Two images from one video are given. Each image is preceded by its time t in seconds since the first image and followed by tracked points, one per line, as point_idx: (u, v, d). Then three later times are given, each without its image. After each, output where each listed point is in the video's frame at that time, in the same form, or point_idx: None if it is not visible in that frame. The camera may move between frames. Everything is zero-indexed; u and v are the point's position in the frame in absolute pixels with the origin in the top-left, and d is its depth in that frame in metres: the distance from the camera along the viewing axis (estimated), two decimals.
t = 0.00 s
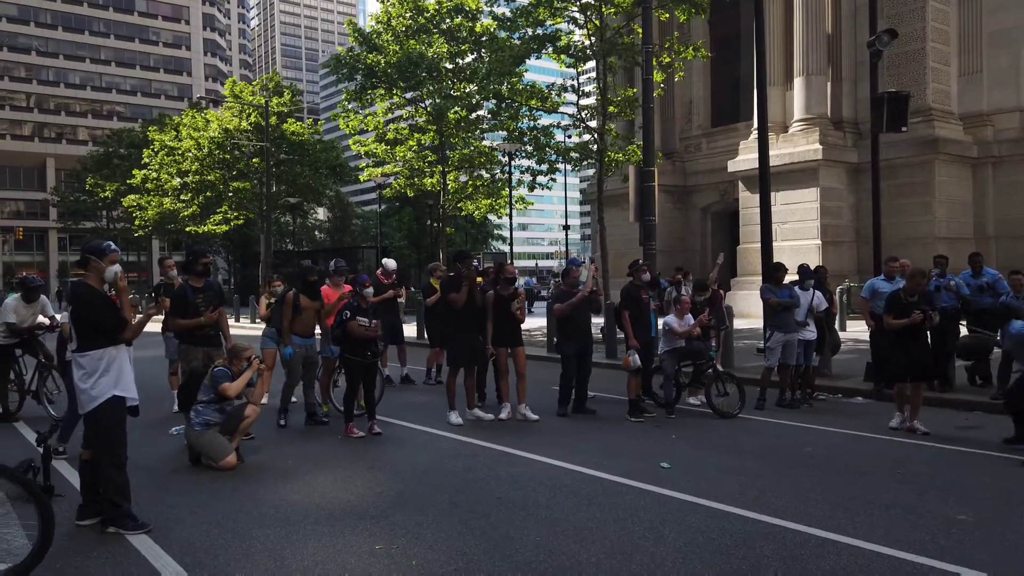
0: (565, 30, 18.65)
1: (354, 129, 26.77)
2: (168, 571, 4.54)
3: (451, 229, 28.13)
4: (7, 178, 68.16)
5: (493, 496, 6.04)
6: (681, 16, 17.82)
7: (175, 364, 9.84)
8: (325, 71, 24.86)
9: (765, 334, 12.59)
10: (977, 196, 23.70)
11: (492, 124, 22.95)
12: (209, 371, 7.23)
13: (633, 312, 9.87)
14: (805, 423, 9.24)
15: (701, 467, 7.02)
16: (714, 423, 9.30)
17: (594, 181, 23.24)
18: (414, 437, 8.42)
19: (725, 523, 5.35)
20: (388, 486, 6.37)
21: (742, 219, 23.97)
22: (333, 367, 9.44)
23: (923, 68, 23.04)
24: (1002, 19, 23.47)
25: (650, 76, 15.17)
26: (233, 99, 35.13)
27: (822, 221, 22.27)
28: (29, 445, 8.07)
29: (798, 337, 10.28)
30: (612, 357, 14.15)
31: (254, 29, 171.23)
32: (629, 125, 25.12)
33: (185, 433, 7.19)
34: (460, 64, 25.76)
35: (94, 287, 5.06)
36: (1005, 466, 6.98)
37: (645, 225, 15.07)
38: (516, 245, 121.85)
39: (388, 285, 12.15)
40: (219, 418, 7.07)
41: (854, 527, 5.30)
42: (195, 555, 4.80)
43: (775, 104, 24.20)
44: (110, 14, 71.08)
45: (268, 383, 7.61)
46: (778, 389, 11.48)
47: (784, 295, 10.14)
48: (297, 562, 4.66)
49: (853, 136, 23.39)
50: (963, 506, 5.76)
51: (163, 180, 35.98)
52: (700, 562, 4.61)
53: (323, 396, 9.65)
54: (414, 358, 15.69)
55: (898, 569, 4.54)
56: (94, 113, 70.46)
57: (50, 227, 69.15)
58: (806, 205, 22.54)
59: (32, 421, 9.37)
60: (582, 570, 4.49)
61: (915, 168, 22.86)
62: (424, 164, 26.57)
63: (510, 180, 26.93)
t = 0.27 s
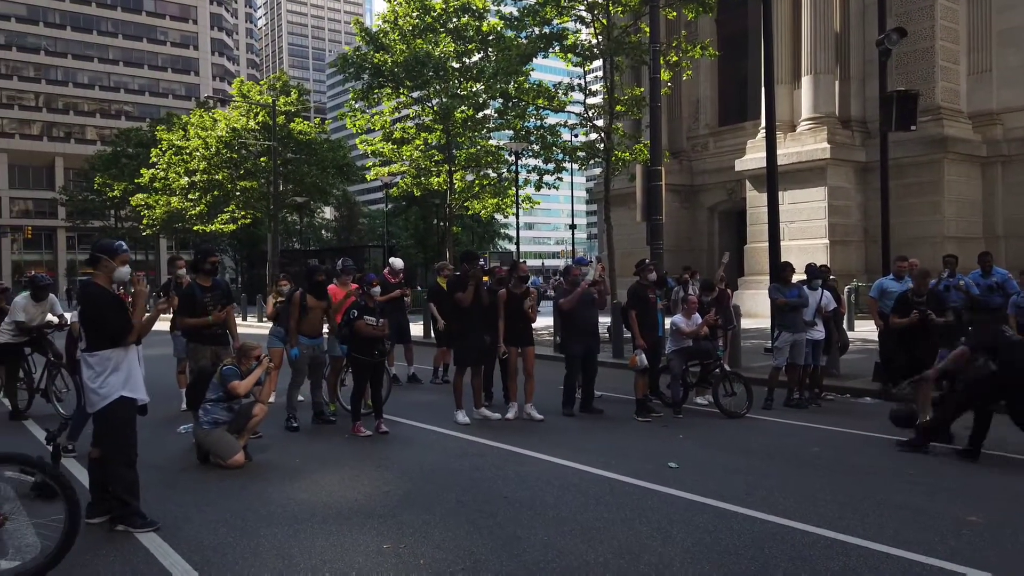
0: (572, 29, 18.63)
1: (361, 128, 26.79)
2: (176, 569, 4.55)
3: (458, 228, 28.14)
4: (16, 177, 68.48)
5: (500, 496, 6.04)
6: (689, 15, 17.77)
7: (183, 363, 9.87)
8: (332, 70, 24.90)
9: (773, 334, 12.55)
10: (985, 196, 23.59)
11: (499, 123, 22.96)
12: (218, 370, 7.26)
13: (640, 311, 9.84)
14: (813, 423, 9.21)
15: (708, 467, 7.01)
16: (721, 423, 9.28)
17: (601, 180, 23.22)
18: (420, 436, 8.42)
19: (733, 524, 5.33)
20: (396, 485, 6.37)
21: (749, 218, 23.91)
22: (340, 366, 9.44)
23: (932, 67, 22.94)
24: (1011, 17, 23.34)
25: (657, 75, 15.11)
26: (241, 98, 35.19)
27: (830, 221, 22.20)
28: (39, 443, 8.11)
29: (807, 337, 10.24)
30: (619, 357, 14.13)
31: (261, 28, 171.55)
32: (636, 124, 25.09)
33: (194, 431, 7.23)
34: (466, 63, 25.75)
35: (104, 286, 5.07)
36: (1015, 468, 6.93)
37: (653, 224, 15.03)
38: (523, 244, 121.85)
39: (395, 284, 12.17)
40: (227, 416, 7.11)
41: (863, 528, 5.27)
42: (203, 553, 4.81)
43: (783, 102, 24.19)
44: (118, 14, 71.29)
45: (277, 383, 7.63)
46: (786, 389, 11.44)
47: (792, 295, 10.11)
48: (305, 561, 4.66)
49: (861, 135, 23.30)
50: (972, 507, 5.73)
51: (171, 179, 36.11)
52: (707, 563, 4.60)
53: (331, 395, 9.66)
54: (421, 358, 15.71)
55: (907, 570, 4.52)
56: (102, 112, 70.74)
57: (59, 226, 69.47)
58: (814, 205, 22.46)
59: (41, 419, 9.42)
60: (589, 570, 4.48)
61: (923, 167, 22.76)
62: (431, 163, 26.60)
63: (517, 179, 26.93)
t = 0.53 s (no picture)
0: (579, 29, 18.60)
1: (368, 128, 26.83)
2: (184, 568, 4.57)
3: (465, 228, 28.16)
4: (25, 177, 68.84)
5: (507, 496, 6.05)
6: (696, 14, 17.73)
7: (191, 363, 9.89)
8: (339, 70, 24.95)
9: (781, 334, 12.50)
10: (994, 195, 23.48)
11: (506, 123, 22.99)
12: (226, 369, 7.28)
13: (646, 312, 9.83)
14: (821, 424, 9.17)
15: (716, 468, 7.00)
16: (729, 424, 9.25)
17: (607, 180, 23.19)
18: (427, 435, 8.44)
19: (740, 524, 5.31)
20: (403, 484, 6.37)
21: (757, 218, 23.85)
22: (347, 366, 9.45)
23: (940, 65, 22.83)
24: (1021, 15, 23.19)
25: (665, 74, 15.06)
26: (248, 98, 35.27)
27: (838, 221, 22.13)
28: (48, 442, 8.15)
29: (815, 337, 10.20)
30: (625, 357, 14.11)
31: (269, 28, 172.01)
32: (643, 124, 25.05)
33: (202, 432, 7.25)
34: (473, 62, 25.74)
35: (113, 285, 5.12)
36: None
37: (660, 224, 15.01)
38: (530, 244, 121.93)
39: (401, 284, 12.19)
40: (235, 416, 7.14)
41: (871, 529, 5.25)
42: (210, 552, 4.83)
43: (791, 102, 24.10)
44: (126, 14, 71.52)
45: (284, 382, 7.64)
46: (793, 389, 11.40)
47: (800, 295, 10.09)
48: (312, 560, 4.67)
49: (870, 135, 23.21)
50: (981, 508, 5.71)
51: (179, 179, 36.26)
52: (714, 563, 4.59)
53: (338, 395, 9.68)
54: (428, 357, 15.72)
55: (915, 572, 4.50)
56: (111, 113, 71.06)
57: (68, 225, 69.78)
58: (822, 204, 22.39)
59: (50, 418, 9.46)
60: (596, 571, 4.48)
61: (932, 166, 22.66)
62: (438, 163, 26.63)
63: (524, 179, 26.95)
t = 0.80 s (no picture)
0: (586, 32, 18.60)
1: (375, 131, 26.89)
2: (194, 570, 4.58)
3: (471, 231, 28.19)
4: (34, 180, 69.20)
5: (515, 499, 6.05)
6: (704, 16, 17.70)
7: (199, 365, 9.92)
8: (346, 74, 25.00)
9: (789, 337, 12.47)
10: (1003, 198, 23.38)
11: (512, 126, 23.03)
12: (235, 371, 7.31)
13: (653, 314, 9.81)
14: (830, 428, 9.13)
15: (724, 471, 6.99)
16: (737, 427, 9.23)
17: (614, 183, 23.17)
18: (434, 438, 8.45)
19: (751, 529, 5.29)
20: (411, 487, 6.38)
21: (764, 221, 23.80)
22: (354, 368, 9.46)
23: (949, 68, 22.75)
24: None
25: (672, 77, 15.05)
26: (256, 101, 35.39)
27: (846, 224, 22.08)
28: (58, 444, 8.18)
29: (823, 341, 10.17)
30: (632, 360, 14.10)
31: (277, 32, 172.62)
32: (650, 127, 25.05)
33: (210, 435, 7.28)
34: (480, 66, 25.76)
35: (127, 287, 5.12)
36: None
37: (667, 227, 14.99)
38: (536, 247, 121.95)
39: (409, 287, 12.21)
40: (244, 418, 7.15)
41: (883, 533, 5.22)
42: (220, 554, 4.84)
43: (798, 106, 24.04)
44: (135, 18, 71.87)
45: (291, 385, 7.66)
46: (801, 393, 11.37)
47: (809, 298, 10.04)
48: (321, 562, 4.68)
49: (878, 137, 23.15)
50: (992, 513, 5.68)
51: (187, 182, 36.41)
52: (724, 567, 4.58)
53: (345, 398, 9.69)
54: (434, 360, 15.74)
55: None
56: (119, 116, 71.41)
57: (76, 228, 70.07)
58: (829, 207, 22.33)
59: (59, 420, 9.50)
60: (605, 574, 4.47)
61: (940, 169, 22.59)
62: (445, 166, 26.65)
63: (531, 182, 26.96)
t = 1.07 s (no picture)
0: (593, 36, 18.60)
1: (383, 135, 26.97)
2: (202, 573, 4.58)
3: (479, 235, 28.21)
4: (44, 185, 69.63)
5: (522, 503, 6.04)
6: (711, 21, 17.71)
7: (208, 368, 9.96)
8: (354, 78, 25.08)
9: (797, 341, 12.42)
10: (1013, 202, 23.26)
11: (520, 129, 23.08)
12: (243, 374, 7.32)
13: (661, 318, 9.80)
14: (839, 433, 9.09)
15: (732, 476, 6.97)
16: (744, 432, 9.20)
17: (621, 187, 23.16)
18: (441, 442, 8.45)
19: (759, 534, 5.27)
20: (418, 491, 6.38)
21: (772, 225, 23.76)
22: (362, 371, 9.47)
23: (958, 71, 22.66)
24: None
25: (679, 81, 15.04)
26: (265, 106, 35.52)
27: (854, 228, 22.01)
28: (68, 447, 8.22)
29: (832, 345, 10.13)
30: (640, 364, 14.08)
31: (285, 36, 173.52)
32: (657, 130, 25.04)
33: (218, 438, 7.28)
34: (487, 70, 25.79)
35: (142, 291, 5.15)
36: None
37: (674, 231, 14.98)
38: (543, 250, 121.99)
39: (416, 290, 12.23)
40: (252, 420, 7.17)
41: (891, 539, 5.20)
42: (228, 557, 4.85)
43: (806, 108, 24.15)
44: (145, 23, 72.26)
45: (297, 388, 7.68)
46: (810, 397, 11.32)
47: (818, 302, 10.00)
48: (328, 566, 4.68)
49: (886, 141, 23.08)
50: (1002, 519, 5.65)
51: (196, 186, 36.59)
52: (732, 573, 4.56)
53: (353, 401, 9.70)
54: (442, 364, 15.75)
55: None
56: (129, 120, 71.80)
57: (86, 232, 70.43)
58: (838, 211, 22.28)
59: (68, 423, 9.55)
60: None
61: (949, 173, 22.50)
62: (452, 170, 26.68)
63: (538, 185, 27.00)
